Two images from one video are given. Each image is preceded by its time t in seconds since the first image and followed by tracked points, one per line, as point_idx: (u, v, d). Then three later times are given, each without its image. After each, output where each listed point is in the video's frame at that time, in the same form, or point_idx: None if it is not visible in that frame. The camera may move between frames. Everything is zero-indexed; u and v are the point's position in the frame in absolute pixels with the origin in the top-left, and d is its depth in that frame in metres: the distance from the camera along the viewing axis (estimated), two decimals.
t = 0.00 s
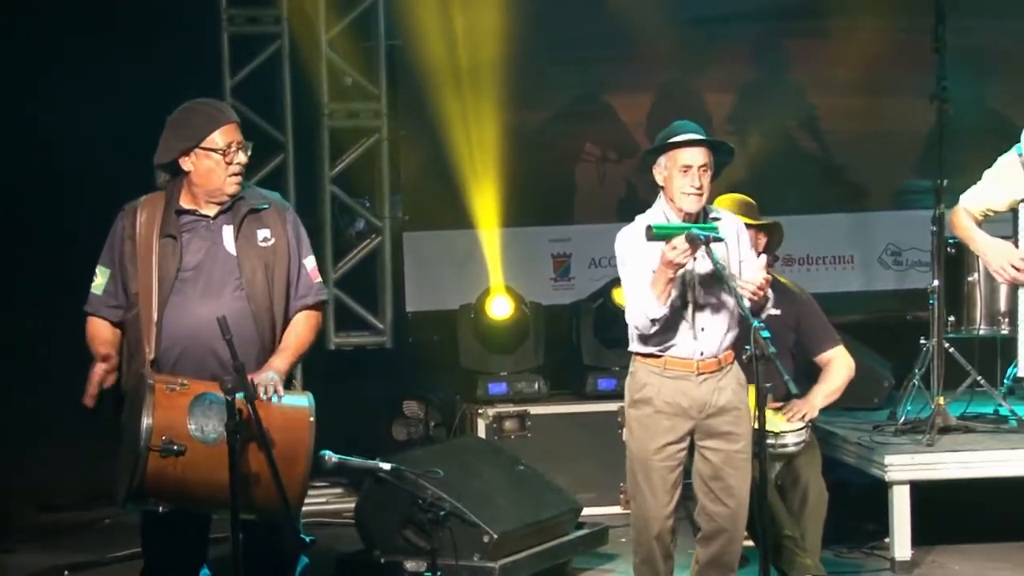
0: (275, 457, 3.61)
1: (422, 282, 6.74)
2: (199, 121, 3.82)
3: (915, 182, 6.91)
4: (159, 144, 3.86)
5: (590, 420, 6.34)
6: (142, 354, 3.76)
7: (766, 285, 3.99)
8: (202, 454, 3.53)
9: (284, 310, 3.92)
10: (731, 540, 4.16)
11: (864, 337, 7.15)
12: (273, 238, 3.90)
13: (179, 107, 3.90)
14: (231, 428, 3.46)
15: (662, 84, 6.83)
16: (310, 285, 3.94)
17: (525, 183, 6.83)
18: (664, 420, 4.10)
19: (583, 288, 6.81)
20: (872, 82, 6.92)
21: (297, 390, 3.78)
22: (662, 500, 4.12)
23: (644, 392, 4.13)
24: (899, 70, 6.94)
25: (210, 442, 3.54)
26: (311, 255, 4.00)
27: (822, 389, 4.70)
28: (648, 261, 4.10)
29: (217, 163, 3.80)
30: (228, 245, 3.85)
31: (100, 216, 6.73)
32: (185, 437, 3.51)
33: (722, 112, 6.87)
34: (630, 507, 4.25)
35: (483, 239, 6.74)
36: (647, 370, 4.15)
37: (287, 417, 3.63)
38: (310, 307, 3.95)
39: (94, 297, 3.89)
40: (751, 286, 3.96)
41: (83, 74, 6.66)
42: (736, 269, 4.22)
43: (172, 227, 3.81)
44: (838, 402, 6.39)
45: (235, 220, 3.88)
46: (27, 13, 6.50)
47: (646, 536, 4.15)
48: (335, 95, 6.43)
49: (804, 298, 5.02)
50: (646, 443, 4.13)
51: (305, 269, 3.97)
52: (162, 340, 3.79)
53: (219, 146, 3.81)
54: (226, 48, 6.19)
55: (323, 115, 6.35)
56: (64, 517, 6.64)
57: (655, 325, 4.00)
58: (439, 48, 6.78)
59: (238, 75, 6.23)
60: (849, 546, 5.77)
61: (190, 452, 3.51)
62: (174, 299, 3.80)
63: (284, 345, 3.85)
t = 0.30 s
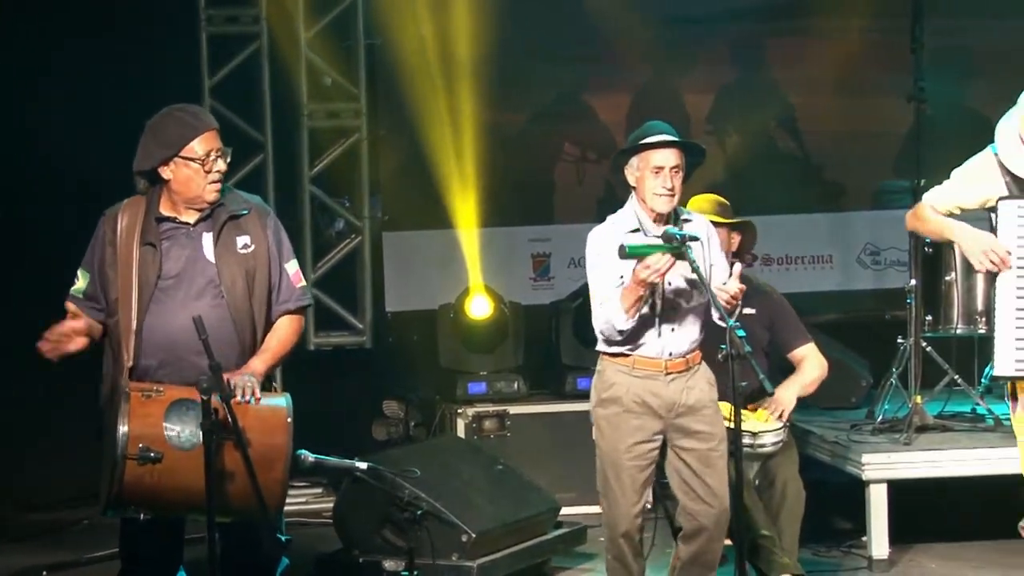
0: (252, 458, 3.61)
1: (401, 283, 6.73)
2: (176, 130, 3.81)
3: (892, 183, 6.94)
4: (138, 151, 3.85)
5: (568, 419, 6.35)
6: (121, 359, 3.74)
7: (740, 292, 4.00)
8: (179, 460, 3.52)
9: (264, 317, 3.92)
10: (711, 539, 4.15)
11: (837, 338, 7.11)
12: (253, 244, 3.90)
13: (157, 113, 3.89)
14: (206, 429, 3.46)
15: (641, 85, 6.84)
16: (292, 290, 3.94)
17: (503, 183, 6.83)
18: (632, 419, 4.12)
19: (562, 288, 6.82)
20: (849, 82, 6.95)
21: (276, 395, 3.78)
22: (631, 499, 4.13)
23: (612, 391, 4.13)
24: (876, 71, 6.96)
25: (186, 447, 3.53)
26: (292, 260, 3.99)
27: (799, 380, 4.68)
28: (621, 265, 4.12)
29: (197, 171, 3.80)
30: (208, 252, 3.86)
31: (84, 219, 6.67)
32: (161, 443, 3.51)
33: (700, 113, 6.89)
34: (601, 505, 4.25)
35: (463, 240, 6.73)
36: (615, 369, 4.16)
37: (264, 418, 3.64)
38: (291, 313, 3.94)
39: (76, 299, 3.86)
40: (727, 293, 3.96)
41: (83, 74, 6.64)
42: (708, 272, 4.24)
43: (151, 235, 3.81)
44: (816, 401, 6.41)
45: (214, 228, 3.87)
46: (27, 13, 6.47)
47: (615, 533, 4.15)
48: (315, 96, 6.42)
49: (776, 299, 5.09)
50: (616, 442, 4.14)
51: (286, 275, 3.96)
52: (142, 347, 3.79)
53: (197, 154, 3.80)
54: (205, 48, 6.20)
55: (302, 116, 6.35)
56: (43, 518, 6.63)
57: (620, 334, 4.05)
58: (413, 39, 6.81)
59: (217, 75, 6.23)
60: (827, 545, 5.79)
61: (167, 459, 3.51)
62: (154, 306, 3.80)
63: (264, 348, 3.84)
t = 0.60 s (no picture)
0: (229, 455, 3.61)
1: (381, 280, 6.73)
2: (150, 120, 3.81)
3: (870, 180, 6.96)
4: (113, 140, 3.86)
5: (547, 417, 6.36)
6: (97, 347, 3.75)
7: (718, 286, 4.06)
8: (156, 453, 3.53)
9: (236, 309, 3.90)
10: (675, 540, 4.18)
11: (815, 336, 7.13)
12: (226, 236, 3.89)
13: (133, 103, 3.89)
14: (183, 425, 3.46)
15: (621, 82, 6.84)
16: (264, 282, 3.93)
17: (480, 179, 6.87)
18: (610, 416, 4.11)
19: (541, 286, 6.81)
20: (829, 81, 6.96)
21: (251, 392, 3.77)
22: (608, 495, 4.13)
23: (591, 389, 4.12)
24: (855, 69, 6.98)
25: (163, 441, 3.53)
26: (265, 252, 3.98)
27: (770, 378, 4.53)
28: (595, 254, 4.14)
29: (172, 160, 3.80)
30: (181, 244, 3.86)
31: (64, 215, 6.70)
32: (139, 436, 3.51)
33: (680, 109, 6.88)
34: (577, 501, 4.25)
35: (442, 239, 6.73)
36: (593, 366, 4.14)
37: (241, 416, 3.63)
38: (264, 303, 3.93)
39: (52, 292, 3.90)
40: (704, 286, 4.03)
41: (83, 75, 6.73)
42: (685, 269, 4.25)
43: (125, 226, 3.81)
44: (794, 398, 6.42)
45: (188, 219, 3.87)
46: (27, 13, 6.60)
47: (592, 529, 4.16)
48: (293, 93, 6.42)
49: (753, 296, 5.12)
50: (594, 439, 4.13)
51: (258, 267, 3.95)
52: (114, 338, 3.79)
53: (173, 142, 3.81)
54: (183, 46, 6.20)
55: (281, 114, 6.35)
56: (23, 515, 6.64)
57: (604, 316, 4.00)
58: (395, 44, 6.79)
59: (195, 73, 6.23)
60: (805, 542, 5.81)
61: (146, 452, 3.51)
62: (127, 298, 3.81)
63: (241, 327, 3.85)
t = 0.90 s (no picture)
0: (204, 456, 3.61)
1: (362, 280, 6.74)
2: (128, 120, 3.81)
3: (845, 180, 6.99)
4: (90, 143, 3.85)
5: (524, 416, 6.36)
6: (74, 351, 3.75)
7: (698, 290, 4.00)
8: (131, 455, 3.52)
9: (216, 311, 3.92)
10: (657, 536, 4.19)
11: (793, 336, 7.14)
12: (205, 237, 3.90)
13: (110, 104, 3.89)
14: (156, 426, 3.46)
15: (599, 82, 6.85)
16: (246, 283, 3.94)
17: (461, 180, 6.83)
18: (593, 414, 4.09)
19: (519, 285, 6.82)
20: (805, 81, 6.99)
21: (228, 390, 3.78)
22: (593, 493, 4.11)
23: (574, 386, 4.12)
24: (831, 69, 7.00)
25: (139, 442, 3.53)
26: (244, 252, 4.00)
27: (747, 379, 4.91)
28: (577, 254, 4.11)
29: (149, 161, 3.79)
30: (160, 244, 3.85)
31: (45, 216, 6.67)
32: (114, 438, 3.51)
33: (659, 109, 6.90)
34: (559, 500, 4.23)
35: (421, 237, 6.75)
36: (577, 365, 4.13)
37: (216, 417, 3.63)
38: (244, 305, 3.94)
39: (29, 295, 3.87)
40: (682, 290, 3.97)
41: (83, 75, 6.71)
42: (667, 268, 4.25)
43: (104, 227, 3.80)
44: (775, 398, 6.43)
45: (167, 220, 3.87)
46: (27, 13, 6.63)
47: (578, 529, 4.15)
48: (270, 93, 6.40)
49: (729, 296, 5.14)
50: (574, 436, 4.11)
51: (238, 267, 3.96)
52: (94, 339, 3.79)
53: (150, 143, 3.80)
54: (160, 46, 6.19)
55: (260, 114, 6.34)
56: None
57: (580, 325, 4.02)
58: (372, 46, 6.80)
59: (173, 72, 6.22)
60: (782, 540, 5.82)
61: (120, 453, 3.51)
62: (106, 298, 3.80)
63: (217, 343, 3.85)
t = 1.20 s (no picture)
0: (176, 452, 3.61)
1: (341, 281, 6.75)
2: (98, 119, 3.81)
3: (823, 180, 7.01)
4: (59, 142, 3.85)
5: (502, 415, 6.37)
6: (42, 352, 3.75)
7: (671, 290, 3.97)
8: (103, 451, 3.52)
9: (187, 308, 3.90)
10: (637, 534, 4.19)
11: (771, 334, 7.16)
12: (175, 234, 3.89)
13: (79, 104, 3.89)
14: (129, 423, 3.47)
15: (576, 82, 6.86)
16: (216, 281, 3.92)
17: (439, 181, 6.82)
18: (573, 415, 4.09)
19: (497, 285, 6.85)
20: (781, 81, 7.01)
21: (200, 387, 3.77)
22: (573, 493, 4.09)
23: (553, 388, 4.11)
24: (807, 69, 7.03)
25: (111, 438, 3.54)
26: (215, 251, 3.98)
27: (721, 383, 4.81)
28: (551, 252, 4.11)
29: (119, 159, 3.80)
30: (130, 242, 3.85)
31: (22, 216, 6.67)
32: (86, 434, 3.50)
33: (637, 107, 6.91)
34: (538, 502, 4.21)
35: (398, 236, 6.75)
36: (556, 367, 4.13)
37: (189, 413, 3.64)
38: (216, 302, 3.92)
39: None
40: (657, 292, 3.94)
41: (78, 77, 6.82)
42: (642, 268, 4.25)
43: (73, 225, 3.81)
44: (751, 396, 6.46)
45: (136, 217, 3.87)
46: (26, 13, 6.55)
47: (558, 530, 4.11)
48: (248, 92, 6.39)
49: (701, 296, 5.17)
50: (554, 436, 4.10)
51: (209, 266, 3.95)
52: (65, 337, 3.79)
53: (120, 142, 3.80)
54: (137, 45, 6.19)
55: (237, 113, 6.33)
56: None
57: (561, 319, 3.98)
58: (344, 43, 6.82)
59: (150, 72, 6.22)
60: (758, 539, 5.84)
61: (92, 450, 3.51)
62: (76, 296, 3.80)
63: (193, 324, 3.84)
